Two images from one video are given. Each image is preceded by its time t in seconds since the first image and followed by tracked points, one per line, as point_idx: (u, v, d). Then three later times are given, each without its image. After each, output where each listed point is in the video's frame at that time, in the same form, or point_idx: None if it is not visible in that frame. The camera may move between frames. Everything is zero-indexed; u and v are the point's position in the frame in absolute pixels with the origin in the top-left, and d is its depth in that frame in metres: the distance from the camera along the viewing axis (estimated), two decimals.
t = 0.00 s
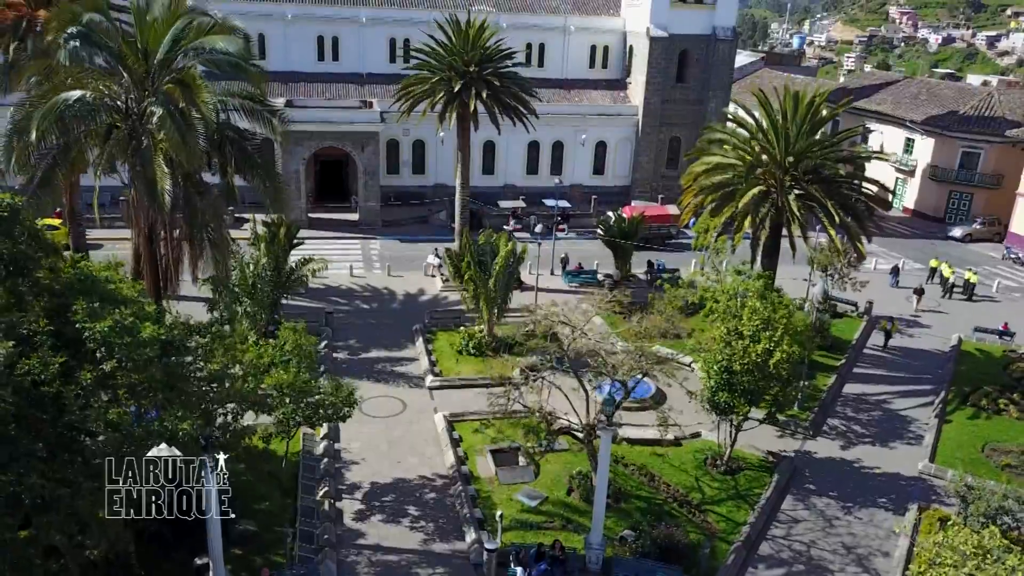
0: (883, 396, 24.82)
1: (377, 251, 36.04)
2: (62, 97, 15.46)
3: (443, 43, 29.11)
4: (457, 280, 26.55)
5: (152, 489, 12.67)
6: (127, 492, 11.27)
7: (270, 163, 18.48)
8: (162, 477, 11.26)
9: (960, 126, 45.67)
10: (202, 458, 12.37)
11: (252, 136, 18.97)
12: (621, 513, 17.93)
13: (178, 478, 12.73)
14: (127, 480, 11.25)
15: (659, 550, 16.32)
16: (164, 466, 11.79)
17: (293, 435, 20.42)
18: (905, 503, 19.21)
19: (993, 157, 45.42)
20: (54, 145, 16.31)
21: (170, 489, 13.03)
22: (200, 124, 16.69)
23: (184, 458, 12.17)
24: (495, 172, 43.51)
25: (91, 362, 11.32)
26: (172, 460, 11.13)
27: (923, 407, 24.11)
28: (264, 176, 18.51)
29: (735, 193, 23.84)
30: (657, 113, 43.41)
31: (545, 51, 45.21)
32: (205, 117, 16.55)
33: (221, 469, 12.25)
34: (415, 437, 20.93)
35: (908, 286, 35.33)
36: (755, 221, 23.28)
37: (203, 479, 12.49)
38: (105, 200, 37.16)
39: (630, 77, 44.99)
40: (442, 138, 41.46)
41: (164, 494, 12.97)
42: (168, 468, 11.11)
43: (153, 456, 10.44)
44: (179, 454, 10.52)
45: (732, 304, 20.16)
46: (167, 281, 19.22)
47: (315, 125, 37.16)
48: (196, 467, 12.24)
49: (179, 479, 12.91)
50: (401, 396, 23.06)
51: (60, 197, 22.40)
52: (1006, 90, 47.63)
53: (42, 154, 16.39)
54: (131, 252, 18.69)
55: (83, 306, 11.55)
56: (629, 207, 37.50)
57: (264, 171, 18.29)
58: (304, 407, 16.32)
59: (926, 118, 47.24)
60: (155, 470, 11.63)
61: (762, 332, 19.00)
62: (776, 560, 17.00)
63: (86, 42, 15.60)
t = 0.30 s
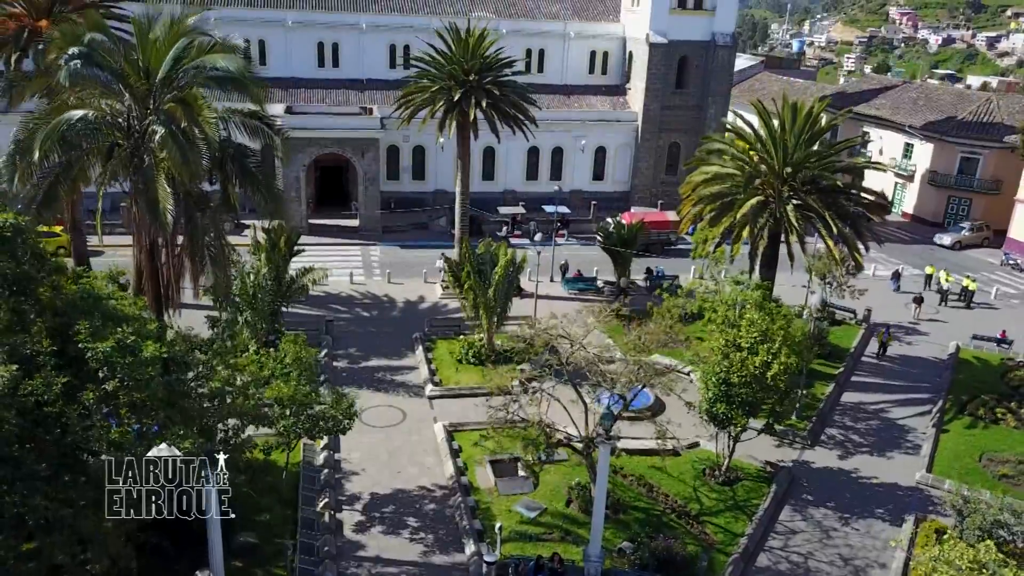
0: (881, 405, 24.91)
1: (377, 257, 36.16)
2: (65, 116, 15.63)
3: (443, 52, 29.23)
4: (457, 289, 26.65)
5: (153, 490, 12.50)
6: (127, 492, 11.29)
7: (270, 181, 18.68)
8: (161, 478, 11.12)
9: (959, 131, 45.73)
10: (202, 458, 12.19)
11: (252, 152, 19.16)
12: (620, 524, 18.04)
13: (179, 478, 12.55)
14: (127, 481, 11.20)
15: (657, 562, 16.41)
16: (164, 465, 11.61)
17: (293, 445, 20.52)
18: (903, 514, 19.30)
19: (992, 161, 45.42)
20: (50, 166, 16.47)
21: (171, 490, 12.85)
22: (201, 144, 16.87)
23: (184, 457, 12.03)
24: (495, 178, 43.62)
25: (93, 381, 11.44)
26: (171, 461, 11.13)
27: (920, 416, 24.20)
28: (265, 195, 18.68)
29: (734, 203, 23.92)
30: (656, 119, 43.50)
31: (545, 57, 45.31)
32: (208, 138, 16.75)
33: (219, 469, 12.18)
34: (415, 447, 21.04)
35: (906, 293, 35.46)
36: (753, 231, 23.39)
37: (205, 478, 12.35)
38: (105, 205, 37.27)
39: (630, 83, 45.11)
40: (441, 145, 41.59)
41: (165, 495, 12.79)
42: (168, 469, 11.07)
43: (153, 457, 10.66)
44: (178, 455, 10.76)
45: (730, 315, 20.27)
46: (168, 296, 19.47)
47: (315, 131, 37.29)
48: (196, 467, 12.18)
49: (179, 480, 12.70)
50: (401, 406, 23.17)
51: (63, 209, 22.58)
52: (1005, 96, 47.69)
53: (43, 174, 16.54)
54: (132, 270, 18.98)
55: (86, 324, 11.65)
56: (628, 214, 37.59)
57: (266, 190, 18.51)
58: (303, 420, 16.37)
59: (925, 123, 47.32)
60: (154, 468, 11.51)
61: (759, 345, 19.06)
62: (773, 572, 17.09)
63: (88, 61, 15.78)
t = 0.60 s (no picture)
0: (879, 414, 25.00)
1: (377, 263, 36.27)
2: (67, 135, 15.83)
3: (443, 60, 29.31)
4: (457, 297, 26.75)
5: (152, 489, 11.95)
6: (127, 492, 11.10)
7: (271, 198, 18.84)
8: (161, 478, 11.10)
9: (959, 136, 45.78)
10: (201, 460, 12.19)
11: (254, 168, 19.31)
12: (619, 534, 18.14)
13: (180, 477, 12.12)
14: (127, 480, 11.07)
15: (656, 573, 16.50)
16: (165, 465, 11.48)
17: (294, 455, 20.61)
18: (900, 524, 19.39)
19: (991, 166, 45.46)
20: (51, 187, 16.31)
21: (172, 489, 12.26)
22: (204, 162, 17.02)
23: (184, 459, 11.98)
24: (495, 184, 43.72)
25: (96, 399, 11.56)
26: (173, 459, 11.25)
27: (918, 424, 24.30)
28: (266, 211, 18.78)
29: (732, 213, 24.00)
30: (656, 124, 43.59)
31: (545, 62, 45.38)
32: (210, 156, 16.94)
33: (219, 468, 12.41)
34: (415, 457, 21.14)
35: (905, 299, 35.56)
36: (751, 240, 23.50)
37: (208, 478, 12.17)
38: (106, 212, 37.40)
39: (630, 88, 45.21)
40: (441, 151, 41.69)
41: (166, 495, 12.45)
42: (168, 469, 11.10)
43: (153, 456, 10.81)
44: (178, 455, 10.88)
45: (729, 325, 20.35)
46: (169, 310, 19.56)
47: (316, 138, 37.39)
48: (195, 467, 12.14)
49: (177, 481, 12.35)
50: (402, 414, 23.28)
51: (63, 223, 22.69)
52: (1004, 101, 47.76)
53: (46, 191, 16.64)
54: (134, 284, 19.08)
55: (89, 342, 11.75)
56: (627, 220, 37.66)
57: (266, 206, 18.62)
58: (303, 431, 16.44)
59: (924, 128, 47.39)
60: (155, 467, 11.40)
61: (758, 356, 19.09)
62: None
63: (90, 81, 15.88)
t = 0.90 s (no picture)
0: (878, 422, 25.10)
1: (378, 270, 36.38)
2: (72, 154, 15.94)
3: (443, 69, 29.42)
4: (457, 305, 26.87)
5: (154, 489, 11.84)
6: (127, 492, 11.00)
7: (273, 213, 19.17)
8: (161, 480, 10.96)
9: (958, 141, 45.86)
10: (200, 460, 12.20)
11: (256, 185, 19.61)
12: (619, 545, 18.24)
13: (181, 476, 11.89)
14: (127, 481, 10.97)
15: None
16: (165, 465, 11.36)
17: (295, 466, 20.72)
18: (899, 535, 19.49)
19: (990, 171, 45.51)
20: (55, 209, 16.67)
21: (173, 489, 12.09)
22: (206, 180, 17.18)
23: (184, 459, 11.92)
24: (495, 189, 43.86)
25: (100, 417, 11.63)
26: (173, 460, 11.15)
27: (917, 433, 24.41)
28: (268, 227, 19.06)
29: (731, 222, 24.13)
30: (656, 130, 43.70)
31: (545, 68, 45.50)
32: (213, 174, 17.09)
33: (218, 468, 12.21)
34: (415, 467, 21.26)
35: (904, 306, 35.67)
36: (750, 250, 23.62)
37: (208, 478, 11.95)
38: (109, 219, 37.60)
39: (630, 93, 45.32)
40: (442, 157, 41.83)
41: (167, 494, 11.98)
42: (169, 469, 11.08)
43: (154, 456, 10.51)
44: (178, 454, 10.60)
45: (727, 336, 20.44)
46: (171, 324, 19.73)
47: (316, 144, 37.49)
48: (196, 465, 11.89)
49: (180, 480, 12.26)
50: (402, 423, 23.40)
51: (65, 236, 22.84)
52: (1004, 106, 47.86)
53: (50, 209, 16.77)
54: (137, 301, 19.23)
55: (92, 361, 11.81)
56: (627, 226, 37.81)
57: (268, 220, 18.99)
58: (304, 443, 16.52)
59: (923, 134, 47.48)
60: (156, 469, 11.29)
61: (757, 368, 19.16)
62: None
63: (95, 100, 15.91)
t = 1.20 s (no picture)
0: (876, 430, 25.18)
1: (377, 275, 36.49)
2: (74, 171, 16.08)
3: (442, 76, 29.47)
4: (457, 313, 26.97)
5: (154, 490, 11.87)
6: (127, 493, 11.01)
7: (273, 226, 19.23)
8: (162, 479, 11.41)
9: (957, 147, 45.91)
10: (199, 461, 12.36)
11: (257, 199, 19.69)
12: (618, 555, 18.34)
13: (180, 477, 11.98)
14: (127, 481, 11.06)
15: None
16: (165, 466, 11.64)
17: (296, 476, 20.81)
18: (896, 544, 19.58)
19: (989, 176, 45.53)
20: (58, 225, 16.52)
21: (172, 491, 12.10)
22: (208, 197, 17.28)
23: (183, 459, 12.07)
24: (495, 194, 43.94)
25: (101, 434, 11.72)
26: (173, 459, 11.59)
27: (915, 441, 24.49)
28: (268, 241, 19.15)
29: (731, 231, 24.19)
30: (656, 135, 43.75)
31: (544, 73, 45.58)
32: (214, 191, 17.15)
33: (218, 468, 12.49)
34: (416, 476, 21.35)
35: (903, 312, 35.74)
36: (750, 259, 23.69)
37: (208, 477, 12.32)
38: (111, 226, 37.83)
39: (629, 98, 45.38)
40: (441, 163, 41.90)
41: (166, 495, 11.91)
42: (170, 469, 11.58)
43: (155, 454, 11.26)
44: (180, 453, 11.44)
45: (726, 346, 20.53)
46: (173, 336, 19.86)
47: (316, 150, 37.59)
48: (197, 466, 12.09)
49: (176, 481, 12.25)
50: (402, 432, 23.49)
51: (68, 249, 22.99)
52: (1003, 111, 47.89)
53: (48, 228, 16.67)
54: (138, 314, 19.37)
55: (94, 377, 11.90)
56: (626, 232, 37.91)
57: (269, 234, 19.05)
58: (305, 455, 16.59)
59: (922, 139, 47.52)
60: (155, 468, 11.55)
61: (755, 379, 19.22)
62: None
63: (98, 118, 15.93)
